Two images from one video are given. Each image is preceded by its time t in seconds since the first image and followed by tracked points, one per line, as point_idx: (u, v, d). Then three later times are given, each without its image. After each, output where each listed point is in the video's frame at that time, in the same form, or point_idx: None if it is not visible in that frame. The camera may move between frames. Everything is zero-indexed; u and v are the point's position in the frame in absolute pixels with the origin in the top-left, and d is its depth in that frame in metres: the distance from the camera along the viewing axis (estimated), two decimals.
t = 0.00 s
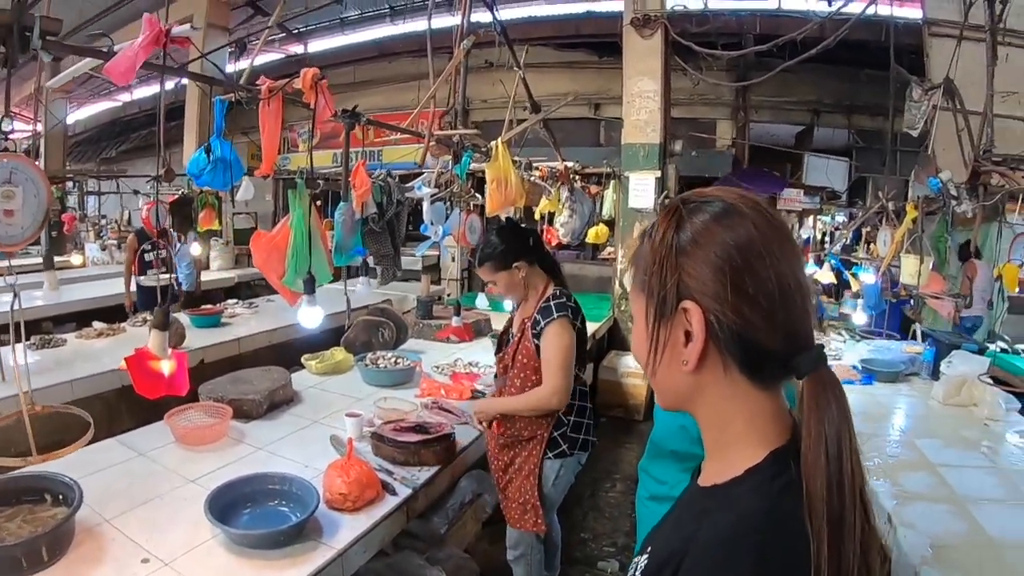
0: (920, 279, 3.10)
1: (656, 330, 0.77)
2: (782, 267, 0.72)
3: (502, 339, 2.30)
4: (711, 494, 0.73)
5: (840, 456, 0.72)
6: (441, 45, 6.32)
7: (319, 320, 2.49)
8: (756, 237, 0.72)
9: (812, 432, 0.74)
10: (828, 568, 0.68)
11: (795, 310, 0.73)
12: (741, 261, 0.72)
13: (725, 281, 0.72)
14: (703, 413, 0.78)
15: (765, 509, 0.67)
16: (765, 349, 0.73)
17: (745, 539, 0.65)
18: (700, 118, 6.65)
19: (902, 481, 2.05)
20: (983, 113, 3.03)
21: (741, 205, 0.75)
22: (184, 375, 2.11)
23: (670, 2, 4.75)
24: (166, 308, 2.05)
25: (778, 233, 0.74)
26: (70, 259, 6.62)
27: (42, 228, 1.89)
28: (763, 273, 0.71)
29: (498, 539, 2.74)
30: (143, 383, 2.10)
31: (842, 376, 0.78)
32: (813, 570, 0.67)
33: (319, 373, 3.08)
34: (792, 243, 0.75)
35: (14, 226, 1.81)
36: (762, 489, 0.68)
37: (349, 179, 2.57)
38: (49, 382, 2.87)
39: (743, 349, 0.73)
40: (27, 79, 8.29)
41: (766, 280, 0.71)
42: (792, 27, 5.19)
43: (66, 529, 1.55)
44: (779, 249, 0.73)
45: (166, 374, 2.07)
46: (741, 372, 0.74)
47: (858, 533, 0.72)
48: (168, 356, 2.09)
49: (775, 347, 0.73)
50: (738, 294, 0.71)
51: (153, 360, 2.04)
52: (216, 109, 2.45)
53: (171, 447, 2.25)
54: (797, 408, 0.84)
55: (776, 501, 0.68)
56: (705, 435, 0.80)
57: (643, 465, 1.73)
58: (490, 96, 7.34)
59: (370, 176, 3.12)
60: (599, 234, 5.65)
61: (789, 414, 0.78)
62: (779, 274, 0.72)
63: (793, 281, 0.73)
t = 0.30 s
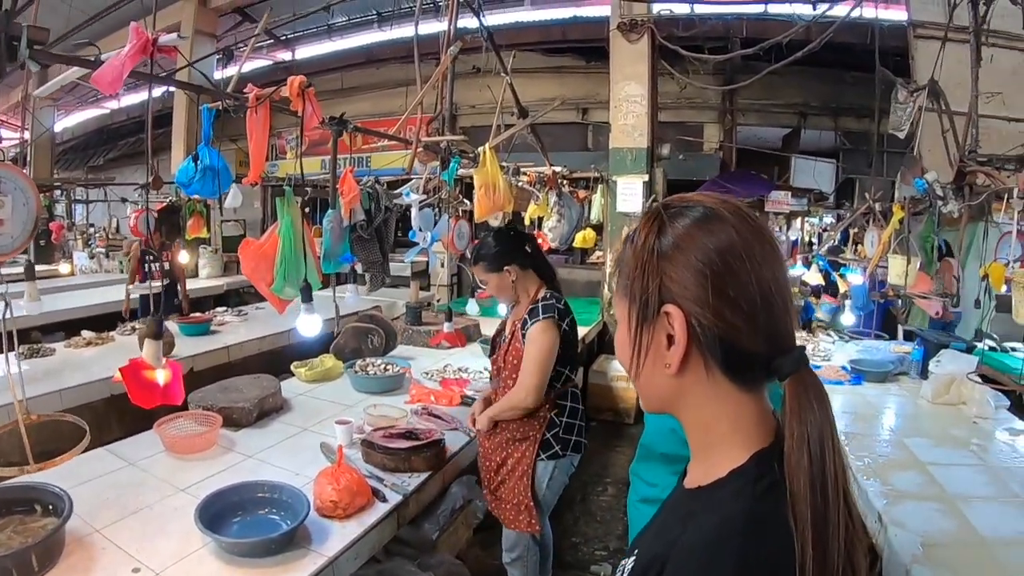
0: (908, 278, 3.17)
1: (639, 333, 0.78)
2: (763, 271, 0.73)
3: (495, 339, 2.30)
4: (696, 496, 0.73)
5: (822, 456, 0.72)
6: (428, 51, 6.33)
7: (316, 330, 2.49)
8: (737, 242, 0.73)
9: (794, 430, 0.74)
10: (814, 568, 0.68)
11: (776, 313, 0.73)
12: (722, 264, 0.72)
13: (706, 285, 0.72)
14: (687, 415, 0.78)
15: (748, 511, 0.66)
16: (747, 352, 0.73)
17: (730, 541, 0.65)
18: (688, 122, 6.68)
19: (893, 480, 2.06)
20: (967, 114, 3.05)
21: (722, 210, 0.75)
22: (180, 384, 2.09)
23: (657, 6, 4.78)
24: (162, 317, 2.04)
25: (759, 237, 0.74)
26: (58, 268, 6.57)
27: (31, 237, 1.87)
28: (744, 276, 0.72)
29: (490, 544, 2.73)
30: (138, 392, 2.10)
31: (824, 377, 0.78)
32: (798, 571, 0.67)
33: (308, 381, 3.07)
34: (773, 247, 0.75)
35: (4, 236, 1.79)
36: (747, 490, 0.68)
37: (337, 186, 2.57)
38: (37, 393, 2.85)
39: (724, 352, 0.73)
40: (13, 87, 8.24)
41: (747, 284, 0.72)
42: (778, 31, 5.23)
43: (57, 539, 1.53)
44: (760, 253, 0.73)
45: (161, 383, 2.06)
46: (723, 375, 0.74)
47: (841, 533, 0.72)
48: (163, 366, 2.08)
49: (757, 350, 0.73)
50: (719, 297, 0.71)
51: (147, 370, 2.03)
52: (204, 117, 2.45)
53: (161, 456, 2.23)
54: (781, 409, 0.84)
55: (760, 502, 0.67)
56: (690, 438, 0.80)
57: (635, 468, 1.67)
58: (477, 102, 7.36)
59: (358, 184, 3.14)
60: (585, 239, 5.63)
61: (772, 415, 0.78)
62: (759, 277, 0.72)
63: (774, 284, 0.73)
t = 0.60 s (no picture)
0: (908, 275, 3.15)
1: (638, 330, 0.78)
2: (761, 266, 0.73)
3: (497, 335, 2.30)
4: (698, 492, 0.73)
5: (822, 452, 0.72)
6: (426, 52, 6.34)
7: (315, 332, 2.49)
8: (735, 238, 0.73)
9: (794, 426, 0.74)
10: (816, 563, 0.68)
11: (775, 308, 0.74)
12: (719, 260, 0.72)
13: (704, 280, 0.72)
14: (687, 411, 0.79)
15: (749, 506, 0.67)
16: (746, 347, 0.73)
17: (730, 536, 0.65)
18: (686, 121, 6.69)
19: (893, 477, 2.06)
20: (965, 109, 3.05)
21: (719, 206, 0.75)
22: (190, 384, 2.09)
23: (654, 5, 4.78)
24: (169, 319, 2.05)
25: (756, 232, 0.74)
26: (57, 273, 6.58)
27: (29, 242, 1.87)
28: (741, 272, 0.72)
29: (492, 545, 2.74)
30: (148, 392, 2.09)
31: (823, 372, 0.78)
32: (800, 567, 0.67)
33: (309, 383, 3.07)
34: (771, 242, 0.75)
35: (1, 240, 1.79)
36: (747, 486, 0.68)
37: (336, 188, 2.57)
38: (37, 398, 2.85)
39: (723, 347, 0.73)
40: (12, 92, 8.25)
41: (744, 280, 0.72)
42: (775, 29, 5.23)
43: (58, 542, 1.53)
44: (757, 248, 0.73)
45: (171, 383, 2.05)
46: (722, 371, 0.74)
47: (843, 528, 0.72)
48: (172, 365, 2.07)
49: (756, 345, 0.73)
50: (717, 293, 0.72)
51: (157, 370, 2.03)
52: (203, 120, 2.45)
53: (161, 458, 2.24)
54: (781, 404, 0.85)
55: (760, 497, 0.67)
56: (690, 434, 0.80)
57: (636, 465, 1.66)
58: (475, 102, 7.37)
59: (357, 185, 3.14)
60: (584, 239, 5.63)
61: (773, 411, 0.78)
62: (757, 272, 0.72)
63: (772, 280, 0.73)
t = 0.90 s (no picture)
0: (910, 272, 3.12)
1: (649, 328, 0.77)
2: (773, 261, 0.73)
3: (502, 338, 2.31)
4: (710, 492, 0.72)
5: (838, 450, 0.72)
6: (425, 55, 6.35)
7: (309, 334, 2.47)
8: (747, 233, 0.73)
9: (809, 424, 0.73)
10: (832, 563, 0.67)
11: (788, 304, 0.73)
12: (731, 256, 0.72)
13: (716, 277, 0.72)
14: (700, 410, 0.78)
15: (766, 505, 0.66)
16: (758, 344, 0.73)
17: (746, 536, 0.64)
18: (685, 122, 6.70)
19: (900, 475, 2.05)
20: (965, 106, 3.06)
21: (731, 201, 0.75)
22: (191, 386, 2.09)
23: (652, 6, 4.80)
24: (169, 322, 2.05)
25: (768, 226, 0.74)
26: (58, 279, 6.58)
27: (26, 247, 1.87)
28: (754, 267, 0.72)
29: (496, 548, 2.73)
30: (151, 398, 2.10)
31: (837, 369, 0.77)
32: (817, 566, 0.66)
33: (311, 387, 3.07)
34: (783, 237, 0.75)
35: None
36: (763, 486, 0.68)
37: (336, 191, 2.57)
38: (38, 404, 2.84)
39: (736, 344, 0.73)
40: (11, 98, 8.26)
41: (756, 275, 0.72)
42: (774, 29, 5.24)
43: (60, 549, 1.53)
44: (770, 244, 0.73)
45: (172, 386, 2.06)
46: (735, 368, 0.74)
47: (859, 527, 0.72)
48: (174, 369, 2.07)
49: (769, 342, 0.73)
50: (729, 290, 0.71)
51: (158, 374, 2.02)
52: (202, 123, 2.45)
53: (164, 464, 2.23)
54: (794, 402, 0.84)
55: (777, 498, 0.67)
56: (702, 432, 0.80)
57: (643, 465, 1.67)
58: (475, 105, 7.39)
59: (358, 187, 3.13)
60: (585, 240, 5.63)
61: (786, 409, 0.78)
62: (769, 268, 0.72)
63: (784, 275, 0.73)
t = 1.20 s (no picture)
0: (911, 271, 3.13)
1: (660, 331, 0.77)
2: (785, 263, 0.72)
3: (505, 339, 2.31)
4: (720, 497, 0.72)
5: (852, 455, 0.71)
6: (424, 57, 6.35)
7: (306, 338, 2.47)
8: (758, 234, 0.72)
9: (821, 428, 0.73)
10: (843, 569, 0.67)
11: (800, 307, 0.73)
12: (743, 257, 0.72)
13: (728, 279, 0.72)
14: (710, 414, 0.78)
15: (777, 511, 0.66)
16: (770, 347, 0.72)
17: (758, 541, 0.64)
18: (685, 122, 6.70)
19: (902, 474, 2.05)
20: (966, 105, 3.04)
21: (742, 201, 0.75)
22: (181, 393, 2.09)
23: (651, 7, 4.79)
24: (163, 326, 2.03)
25: (780, 227, 0.74)
26: (57, 283, 6.58)
27: (25, 250, 1.86)
28: (766, 269, 0.71)
29: (498, 551, 2.72)
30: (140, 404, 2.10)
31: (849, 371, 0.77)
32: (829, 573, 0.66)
33: (311, 391, 3.06)
34: (795, 239, 0.74)
35: None
36: (775, 491, 0.67)
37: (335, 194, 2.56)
38: (37, 409, 2.83)
39: (748, 348, 0.72)
40: (10, 102, 8.24)
41: (768, 277, 0.71)
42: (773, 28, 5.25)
43: (60, 555, 1.52)
44: (782, 245, 0.72)
45: (163, 392, 2.06)
46: (746, 372, 0.73)
47: (872, 533, 0.71)
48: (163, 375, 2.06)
49: (780, 345, 0.73)
50: (740, 292, 0.71)
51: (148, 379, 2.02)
52: (200, 126, 2.44)
53: (164, 469, 2.22)
54: (805, 406, 0.83)
55: (788, 503, 0.66)
56: (713, 436, 0.79)
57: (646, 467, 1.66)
58: (474, 107, 7.39)
59: (356, 190, 3.14)
60: (586, 241, 5.63)
61: (798, 413, 0.77)
62: (781, 270, 0.72)
63: (795, 276, 0.73)
